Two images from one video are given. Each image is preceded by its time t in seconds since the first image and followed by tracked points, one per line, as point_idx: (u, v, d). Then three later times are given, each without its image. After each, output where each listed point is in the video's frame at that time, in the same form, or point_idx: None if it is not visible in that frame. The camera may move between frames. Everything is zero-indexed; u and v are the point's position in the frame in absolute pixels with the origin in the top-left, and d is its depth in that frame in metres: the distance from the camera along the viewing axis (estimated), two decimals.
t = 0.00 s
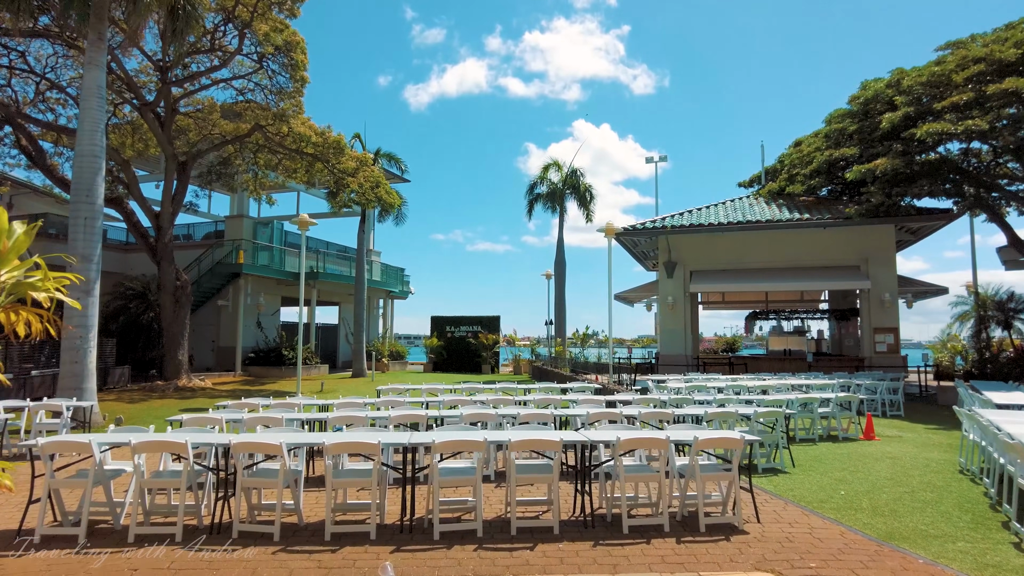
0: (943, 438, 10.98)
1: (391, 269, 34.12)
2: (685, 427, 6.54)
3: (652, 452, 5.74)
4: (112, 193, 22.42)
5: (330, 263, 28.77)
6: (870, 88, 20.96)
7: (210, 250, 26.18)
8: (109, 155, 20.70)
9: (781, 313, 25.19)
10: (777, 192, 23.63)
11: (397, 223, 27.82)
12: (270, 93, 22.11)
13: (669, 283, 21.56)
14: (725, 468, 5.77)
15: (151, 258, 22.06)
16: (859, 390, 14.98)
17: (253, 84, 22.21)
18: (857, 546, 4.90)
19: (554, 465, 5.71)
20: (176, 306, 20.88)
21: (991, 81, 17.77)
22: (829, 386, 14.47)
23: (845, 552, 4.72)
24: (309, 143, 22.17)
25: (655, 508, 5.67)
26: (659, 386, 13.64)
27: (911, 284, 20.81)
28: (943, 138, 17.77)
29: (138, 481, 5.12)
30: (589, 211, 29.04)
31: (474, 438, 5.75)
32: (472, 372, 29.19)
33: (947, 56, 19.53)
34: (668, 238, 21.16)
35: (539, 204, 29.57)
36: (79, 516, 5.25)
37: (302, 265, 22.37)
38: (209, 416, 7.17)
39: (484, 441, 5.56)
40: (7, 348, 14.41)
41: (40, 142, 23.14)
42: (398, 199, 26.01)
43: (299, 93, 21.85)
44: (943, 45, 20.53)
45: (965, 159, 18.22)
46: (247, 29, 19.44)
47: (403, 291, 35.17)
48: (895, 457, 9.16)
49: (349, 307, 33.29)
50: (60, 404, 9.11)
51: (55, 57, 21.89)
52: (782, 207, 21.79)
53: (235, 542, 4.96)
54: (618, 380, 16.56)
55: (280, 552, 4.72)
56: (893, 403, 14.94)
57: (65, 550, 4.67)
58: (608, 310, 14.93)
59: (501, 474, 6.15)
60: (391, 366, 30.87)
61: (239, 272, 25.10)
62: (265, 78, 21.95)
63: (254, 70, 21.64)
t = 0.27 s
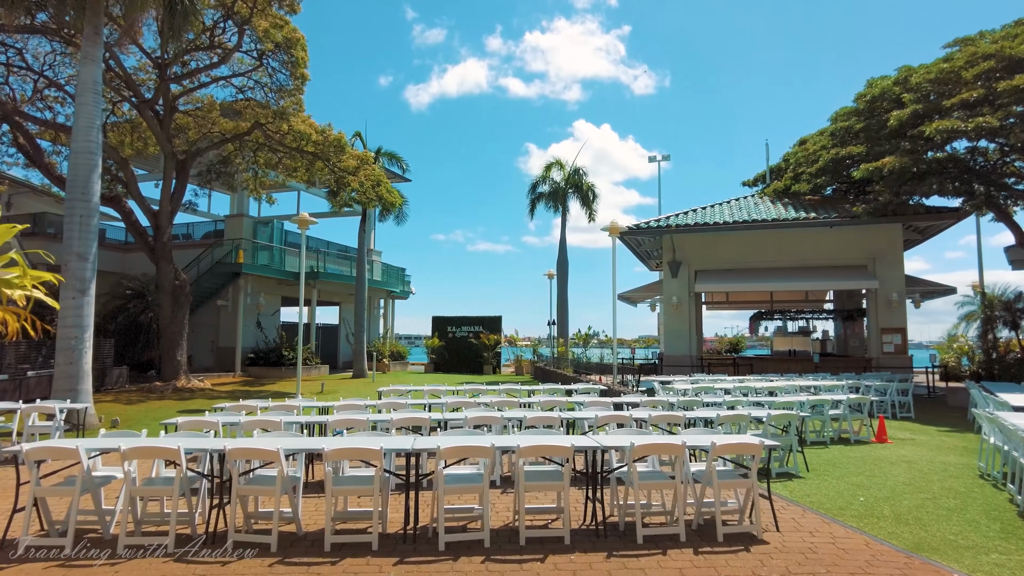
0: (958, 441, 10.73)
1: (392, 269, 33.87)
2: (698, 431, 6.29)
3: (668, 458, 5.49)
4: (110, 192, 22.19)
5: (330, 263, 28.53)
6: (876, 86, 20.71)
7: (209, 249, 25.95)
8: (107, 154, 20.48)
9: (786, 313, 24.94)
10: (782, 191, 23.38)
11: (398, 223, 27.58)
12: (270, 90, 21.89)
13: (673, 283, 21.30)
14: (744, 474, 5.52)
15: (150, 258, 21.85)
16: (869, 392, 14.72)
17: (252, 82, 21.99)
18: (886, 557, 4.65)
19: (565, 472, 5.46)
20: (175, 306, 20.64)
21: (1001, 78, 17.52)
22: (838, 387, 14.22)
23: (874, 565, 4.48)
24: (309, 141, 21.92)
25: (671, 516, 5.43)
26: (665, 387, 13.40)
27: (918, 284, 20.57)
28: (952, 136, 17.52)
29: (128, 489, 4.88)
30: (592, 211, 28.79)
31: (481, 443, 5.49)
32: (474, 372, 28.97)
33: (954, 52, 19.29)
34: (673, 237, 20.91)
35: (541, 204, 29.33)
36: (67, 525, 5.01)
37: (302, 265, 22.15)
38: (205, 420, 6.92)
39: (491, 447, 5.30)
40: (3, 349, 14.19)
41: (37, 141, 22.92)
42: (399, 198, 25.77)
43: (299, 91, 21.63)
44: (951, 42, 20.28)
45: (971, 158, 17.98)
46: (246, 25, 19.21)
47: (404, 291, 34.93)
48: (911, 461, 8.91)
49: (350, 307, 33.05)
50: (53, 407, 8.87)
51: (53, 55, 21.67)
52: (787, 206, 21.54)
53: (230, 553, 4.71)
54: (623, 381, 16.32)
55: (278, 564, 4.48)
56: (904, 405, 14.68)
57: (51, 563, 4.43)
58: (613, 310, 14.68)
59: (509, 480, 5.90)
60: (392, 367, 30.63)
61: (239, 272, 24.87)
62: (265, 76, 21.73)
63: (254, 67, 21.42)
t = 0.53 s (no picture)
0: (973, 443, 10.45)
1: (392, 268, 33.60)
2: (714, 434, 6.00)
3: (684, 463, 5.21)
4: (108, 191, 21.93)
5: (330, 263, 28.25)
6: (883, 82, 20.43)
7: (208, 249, 25.66)
8: (104, 152, 20.21)
9: (790, 312, 24.67)
10: (788, 188, 23.10)
11: (399, 222, 27.32)
12: (270, 88, 21.62)
13: (677, 281, 20.99)
14: (763, 479, 5.24)
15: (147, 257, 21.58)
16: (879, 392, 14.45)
17: (251, 79, 21.72)
18: (918, 570, 4.37)
19: (574, 478, 5.18)
20: (173, 306, 20.37)
21: (1011, 72, 17.24)
22: (848, 388, 13.93)
23: None
24: (308, 139, 21.66)
25: (687, 525, 5.16)
26: (671, 388, 13.13)
27: (926, 282, 20.28)
28: (961, 132, 17.24)
29: (113, 496, 4.60)
30: (594, 209, 28.51)
31: (487, 448, 5.20)
32: (475, 373, 28.69)
33: (963, 47, 19.01)
34: (678, 235, 20.64)
35: (543, 202, 29.05)
36: (48, 535, 4.73)
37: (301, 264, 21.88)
38: (198, 422, 6.66)
39: (498, 451, 5.01)
40: None
41: (34, 139, 22.66)
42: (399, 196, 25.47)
43: (299, 89, 21.33)
44: (959, 37, 19.98)
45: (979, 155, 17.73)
46: (244, 21, 18.93)
47: (404, 291, 34.67)
48: (929, 464, 8.62)
49: (350, 307, 32.80)
50: (43, 409, 8.59)
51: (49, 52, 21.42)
52: (793, 203, 21.25)
53: (219, 566, 4.44)
54: (629, 382, 16.06)
55: None
56: (915, 405, 14.41)
57: None
58: (618, 309, 14.39)
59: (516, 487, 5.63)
60: (392, 367, 30.38)
61: (238, 272, 24.59)
62: (264, 73, 21.46)
63: (253, 64, 21.16)
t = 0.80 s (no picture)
0: (991, 446, 10.17)
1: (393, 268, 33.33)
2: (731, 439, 5.74)
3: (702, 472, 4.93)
4: (106, 190, 21.69)
5: (331, 262, 27.99)
6: (891, 78, 20.13)
7: (207, 249, 25.40)
8: (102, 151, 19.96)
9: (796, 312, 24.38)
10: (794, 187, 22.81)
11: (400, 221, 27.05)
12: (269, 86, 21.28)
13: (683, 281, 20.69)
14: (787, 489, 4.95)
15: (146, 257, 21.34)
16: (890, 393, 14.18)
17: (251, 77, 21.46)
18: None
19: (586, 488, 4.91)
20: (172, 306, 20.12)
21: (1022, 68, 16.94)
22: (859, 389, 13.65)
23: None
24: (308, 137, 21.40)
25: (705, 537, 4.88)
26: (679, 389, 12.85)
27: (935, 281, 19.99)
28: (972, 129, 16.95)
29: (99, 509, 4.34)
30: (597, 208, 28.22)
31: (495, 457, 4.92)
32: (477, 373, 28.44)
33: (972, 43, 18.71)
34: (683, 233, 20.34)
35: (545, 201, 28.77)
36: (31, 549, 4.47)
37: (301, 264, 21.64)
38: (193, 428, 6.40)
39: (507, 461, 4.73)
40: None
41: (31, 138, 22.41)
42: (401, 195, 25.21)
43: (299, 86, 21.07)
44: (968, 32, 19.68)
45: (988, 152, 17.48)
46: (243, 17, 18.66)
47: (406, 291, 34.40)
48: (948, 469, 8.34)
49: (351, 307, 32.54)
50: (35, 413, 8.34)
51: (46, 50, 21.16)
52: (800, 202, 20.96)
53: None
54: (634, 383, 15.80)
55: None
56: (927, 406, 14.12)
57: None
58: (623, 309, 14.11)
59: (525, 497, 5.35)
60: (394, 368, 30.12)
61: (237, 272, 24.34)
62: (264, 71, 21.17)
63: (252, 62, 20.90)
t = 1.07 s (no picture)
0: (1010, 447, 9.88)
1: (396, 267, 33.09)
2: (750, 441, 5.49)
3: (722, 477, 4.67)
4: (106, 189, 21.49)
5: (333, 262, 27.77)
6: (900, 73, 19.85)
7: (208, 248, 25.17)
8: (102, 149, 19.74)
9: (803, 311, 24.10)
10: (800, 184, 22.54)
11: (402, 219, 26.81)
12: (270, 83, 20.95)
13: (689, 279, 20.41)
14: (811, 494, 4.70)
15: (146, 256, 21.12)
16: (902, 393, 13.90)
17: (252, 74, 21.23)
18: None
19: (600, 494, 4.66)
20: (172, 306, 19.91)
21: None
22: (871, 389, 13.38)
23: None
24: (309, 134, 21.18)
25: (725, 545, 4.62)
26: (687, 389, 12.59)
27: (945, 280, 19.70)
28: (985, 124, 16.65)
29: (84, 515, 4.10)
30: (601, 206, 27.95)
31: (503, 460, 4.67)
32: (480, 373, 28.20)
33: (983, 37, 18.42)
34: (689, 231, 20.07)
35: (549, 200, 28.51)
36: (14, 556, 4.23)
37: (302, 262, 21.42)
38: (188, 429, 6.16)
39: (516, 464, 4.48)
40: None
41: (31, 136, 22.21)
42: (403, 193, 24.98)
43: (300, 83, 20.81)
44: (979, 27, 19.38)
45: (997, 149, 17.25)
46: (244, 13, 18.42)
47: (408, 291, 34.16)
48: (969, 471, 8.06)
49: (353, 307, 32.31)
50: (28, 413, 8.12)
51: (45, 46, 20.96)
52: (807, 199, 20.68)
53: None
54: (640, 383, 15.54)
55: None
56: (940, 407, 13.83)
57: None
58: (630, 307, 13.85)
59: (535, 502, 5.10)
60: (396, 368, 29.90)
61: (239, 271, 24.13)
62: (264, 68, 20.90)
63: (253, 58, 20.67)
